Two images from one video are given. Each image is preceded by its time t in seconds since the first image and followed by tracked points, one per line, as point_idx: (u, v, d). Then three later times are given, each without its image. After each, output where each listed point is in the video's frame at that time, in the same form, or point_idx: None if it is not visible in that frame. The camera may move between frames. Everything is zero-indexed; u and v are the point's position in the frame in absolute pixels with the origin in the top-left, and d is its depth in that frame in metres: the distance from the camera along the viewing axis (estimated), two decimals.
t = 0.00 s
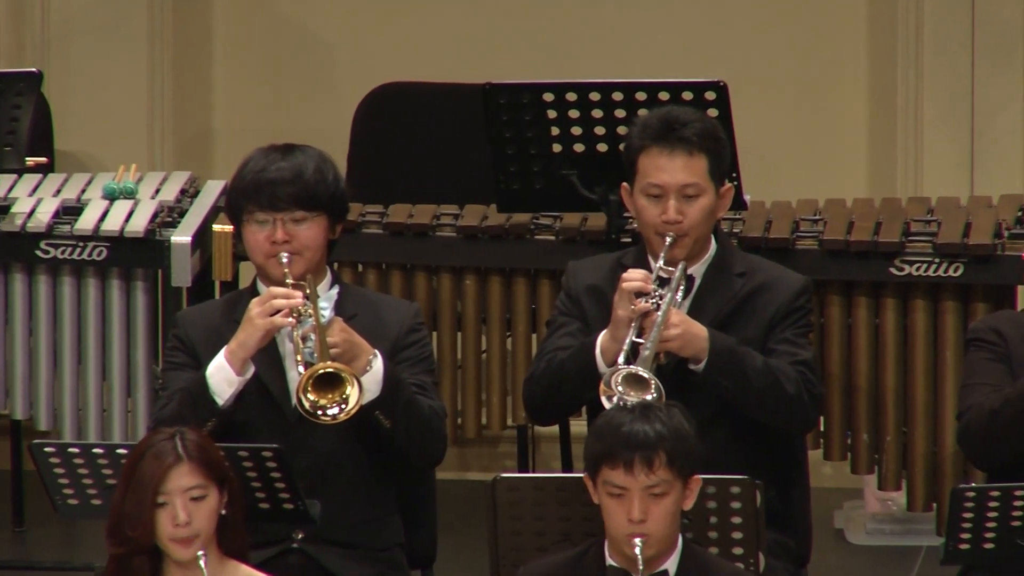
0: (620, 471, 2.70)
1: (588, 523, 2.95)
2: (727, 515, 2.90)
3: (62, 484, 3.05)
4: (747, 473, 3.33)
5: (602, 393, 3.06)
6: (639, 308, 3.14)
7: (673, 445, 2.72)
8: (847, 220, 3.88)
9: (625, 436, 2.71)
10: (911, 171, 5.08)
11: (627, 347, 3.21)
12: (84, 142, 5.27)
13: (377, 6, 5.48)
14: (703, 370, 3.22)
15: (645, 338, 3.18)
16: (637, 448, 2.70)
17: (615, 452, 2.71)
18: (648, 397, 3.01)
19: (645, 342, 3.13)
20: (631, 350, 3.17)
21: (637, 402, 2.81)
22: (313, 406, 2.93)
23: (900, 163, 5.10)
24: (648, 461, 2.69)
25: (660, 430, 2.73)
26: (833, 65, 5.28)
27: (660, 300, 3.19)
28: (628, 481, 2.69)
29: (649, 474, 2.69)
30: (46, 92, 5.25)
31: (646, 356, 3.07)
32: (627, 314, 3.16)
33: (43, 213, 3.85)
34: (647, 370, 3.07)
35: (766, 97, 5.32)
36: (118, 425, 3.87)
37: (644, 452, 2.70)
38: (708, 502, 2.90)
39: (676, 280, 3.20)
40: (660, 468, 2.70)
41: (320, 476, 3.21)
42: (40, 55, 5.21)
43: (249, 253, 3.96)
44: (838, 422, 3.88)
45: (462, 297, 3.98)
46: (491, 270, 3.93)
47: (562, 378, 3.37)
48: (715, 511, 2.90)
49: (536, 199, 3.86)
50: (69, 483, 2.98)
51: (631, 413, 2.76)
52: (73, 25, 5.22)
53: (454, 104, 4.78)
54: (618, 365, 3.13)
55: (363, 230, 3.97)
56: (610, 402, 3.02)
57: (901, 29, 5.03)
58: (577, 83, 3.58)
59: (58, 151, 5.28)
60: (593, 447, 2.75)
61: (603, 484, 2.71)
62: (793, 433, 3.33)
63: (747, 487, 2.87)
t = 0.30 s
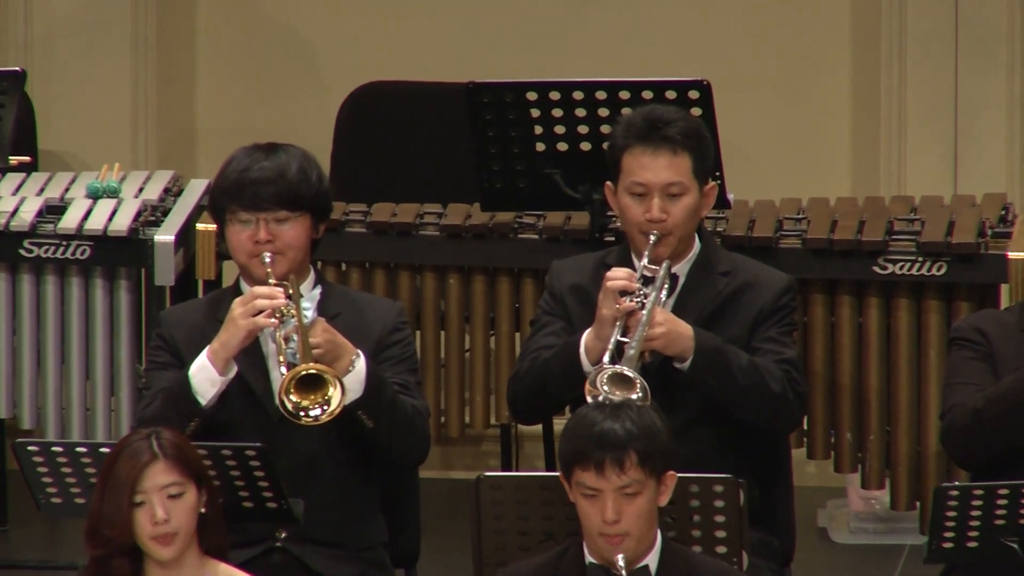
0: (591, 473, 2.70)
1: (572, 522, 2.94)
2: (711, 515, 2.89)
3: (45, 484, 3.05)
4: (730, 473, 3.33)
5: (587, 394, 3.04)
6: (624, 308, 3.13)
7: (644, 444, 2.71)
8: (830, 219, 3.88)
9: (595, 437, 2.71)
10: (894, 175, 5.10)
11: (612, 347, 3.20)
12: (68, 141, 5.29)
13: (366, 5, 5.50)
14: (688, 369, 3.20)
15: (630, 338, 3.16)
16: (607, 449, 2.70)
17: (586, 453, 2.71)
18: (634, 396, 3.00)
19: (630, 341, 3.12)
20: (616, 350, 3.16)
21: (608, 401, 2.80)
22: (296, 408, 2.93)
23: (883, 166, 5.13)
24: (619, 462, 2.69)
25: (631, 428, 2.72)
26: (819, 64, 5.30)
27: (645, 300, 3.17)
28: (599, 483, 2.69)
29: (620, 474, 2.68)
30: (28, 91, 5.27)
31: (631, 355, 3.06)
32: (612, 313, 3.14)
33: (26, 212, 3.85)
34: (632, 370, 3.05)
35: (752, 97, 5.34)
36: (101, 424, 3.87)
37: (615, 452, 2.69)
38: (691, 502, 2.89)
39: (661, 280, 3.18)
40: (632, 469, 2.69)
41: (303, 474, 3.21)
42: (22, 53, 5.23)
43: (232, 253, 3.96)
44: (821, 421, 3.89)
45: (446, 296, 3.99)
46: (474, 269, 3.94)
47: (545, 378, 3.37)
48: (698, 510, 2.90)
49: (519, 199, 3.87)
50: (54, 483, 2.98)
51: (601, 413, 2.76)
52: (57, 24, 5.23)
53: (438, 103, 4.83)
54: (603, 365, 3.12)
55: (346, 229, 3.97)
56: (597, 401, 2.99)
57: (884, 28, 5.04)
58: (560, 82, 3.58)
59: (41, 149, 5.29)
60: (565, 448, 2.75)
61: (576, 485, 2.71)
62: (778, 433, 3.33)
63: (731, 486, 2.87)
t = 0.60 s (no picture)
0: (568, 498, 2.64)
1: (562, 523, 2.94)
2: (699, 515, 2.89)
3: (34, 484, 3.04)
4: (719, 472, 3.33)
5: (576, 393, 3.06)
6: (612, 307, 3.13)
7: (619, 467, 2.64)
8: (819, 219, 3.88)
9: (570, 462, 2.65)
10: (883, 176, 5.11)
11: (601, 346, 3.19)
12: (56, 142, 5.34)
13: (358, 5, 5.51)
14: (678, 369, 3.20)
15: (619, 338, 3.16)
16: (583, 474, 2.63)
17: (561, 479, 2.65)
18: (624, 397, 3.02)
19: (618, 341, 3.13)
20: (604, 350, 3.16)
21: (585, 417, 2.74)
22: (284, 408, 2.93)
23: (872, 167, 5.13)
24: (594, 489, 2.62)
25: (605, 450, 2.66)
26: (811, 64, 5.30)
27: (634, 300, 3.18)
28: (576, 508, 2.63)
29: (597, 501, 2.62)
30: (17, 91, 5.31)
31: (620, 355, 3.06)
32: (601, 312, 3.15)
33: (15, 212, 3.87)
34: (621, 369, 3.07)
35: (744, 96, 5.35)
36: (91, 424, 3.89)
37: (589, 478, 2.63)
38: (680, 502, 2.89)
39: (649, 280, 3.19)
40: (609, 495, 2.63)
41: (292, 473, 3.20)
42: (12, 54, 5.28)
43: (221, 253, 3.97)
44: (810, 421, 3.88)
45: (435, 296, 3.99)
46: (463, 269, 3.95)
47: (534, 378, 3.36)
48: (687, 510, 2.89)
49: (508, 199, 3.87)
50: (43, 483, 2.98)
51: (577, 431, 2.69)
52: (44, 26, 5.27)
53: (428, 103, 4.83)
54: (591, 364, 3.12)
55: (335, 228, 3.98)
56: (586, 402, 3.01)
57: (873, 27, 5.05)
58: (548, 82, 3.58)
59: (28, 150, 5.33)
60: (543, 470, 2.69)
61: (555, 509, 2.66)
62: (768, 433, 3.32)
63: (719, 486, 2.88)
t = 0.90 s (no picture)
0: (555, 517, 2.64)
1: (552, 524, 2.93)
2: (689, 515, 2.88)
3: (23, 483, 3.04)
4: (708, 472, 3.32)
5: (565, 394, 3.05)
6: (601, 309, 3.13)
7: (606, 491, 2.63)
8: (808, 219, 3.88)
9: (558, 482, 2.64)
10: (871, 177, 5.12)
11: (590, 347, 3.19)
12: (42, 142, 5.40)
13: (351, 6, 5.51)
14: (666, 370, 3.20)
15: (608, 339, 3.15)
16: (569, 496, 2.63)
17: (549, 499, 2.64)
18: (612, 399, 3.01)
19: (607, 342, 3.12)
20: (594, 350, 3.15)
21: (577, 434, 2.73)
22: (272, 407, 2.93)
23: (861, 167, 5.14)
24: (579, 512, 2.62)
25: (593, 472, 2.65)
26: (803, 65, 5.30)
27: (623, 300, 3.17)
28: (562, 528, 2.63)
29: (582, 523, 2.62)
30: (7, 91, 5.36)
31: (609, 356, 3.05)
32: (590, 313, 3.14)
33: (5, 212, 3.90)
34: (610, 371, 3.06)
35: (736, 97, 5.36)
36: (80, 424, 3.89)
37: (575, 501, 2.62)
38: (670, 502, 2.88)
39: (638, 281, 3.18)
40: (594, 517, 2.62)
41: (281, 473, 3.18)
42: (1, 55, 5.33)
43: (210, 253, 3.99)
44: (799, 422, 3.88)
45: (424, 297, 3.99)
46: (453, 270, 3.95)
47: (523, 378, 3.35)
48: (677, 510, 2.88)
49: (497, 199, 3.87)
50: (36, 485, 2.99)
51: (567, 450, 2.69)
52: (34, 27, 5.33)
53: (419, 104, 4.83)
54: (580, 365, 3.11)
55: (324, 229, 3.99)
56: (575, 405, 3.01)
57: (862, 28, 5.06)
58: (536, 83, 3.58)
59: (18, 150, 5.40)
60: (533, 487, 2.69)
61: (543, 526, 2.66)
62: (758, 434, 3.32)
63: (709, 486, 2.87)
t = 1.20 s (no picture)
0: (555, 519, 2.64)
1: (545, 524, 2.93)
2: (681, 514, 2.88)
3: (16, 483, 3.05)
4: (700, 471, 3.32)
5: (557, 393, 3.05)
6: (594, 308, 3.12)
7: (608, 492, 2.64)
8: (801, 219, 3.88)
9: (560, 484, 2.65)
10: (865, 177, 5.13)
11: (583, 346, 3.18)
12: (38, 142, 5.41)
13: (346, 6, 5.51)
14: (658, 370, 3.19)
15: (601, 338, 3.14)
16: (572, 497, 2.63)
17: (550, 500, 2.64)
18: (604, 398, 3.01)
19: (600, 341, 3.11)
20: (587, 350, 3.14)
21: (575, 436, 2.73)
22: (266, 408, 2.92)
23: (855, 167, 5.15)
24: (582, 513, 2.62)
25: (595, 474, 2.65)
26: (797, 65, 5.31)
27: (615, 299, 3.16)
28: (563, 529, 2.63)
29: (584, 524, 2.62)
30: None
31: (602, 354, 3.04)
32: (582, 313, 3.13)
33: None
34: (602, 370, 3.05)
35: (730, 97, 5.36)
36: (73, 424, 3.89)
37: (578, 502, 2.62)
38: (663, 501, 2.88)
39: (631, 280, 3.17)
40: (596, 518, 2.63)
41: (274, 473, 3.18)
42: None
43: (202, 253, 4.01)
44: (792, 422, 3.89)
45: (417, 295, 4.01)
46: (445, 269, 3.96)
47: (516, 377, 3.35)
48: (670, 509, 2.88)
49: (489, 199, 3.87)
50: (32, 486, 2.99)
51: (567, 452, 2.70)
52: (27, 27, 5.34)
53: (413, 104, 4.84)
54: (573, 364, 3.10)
55: (316, 229, 4.00)
56: (566, 403, 3.01)
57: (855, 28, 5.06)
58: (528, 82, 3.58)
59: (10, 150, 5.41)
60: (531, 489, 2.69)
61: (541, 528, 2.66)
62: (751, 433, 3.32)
63: (702, 485, 2.86)
